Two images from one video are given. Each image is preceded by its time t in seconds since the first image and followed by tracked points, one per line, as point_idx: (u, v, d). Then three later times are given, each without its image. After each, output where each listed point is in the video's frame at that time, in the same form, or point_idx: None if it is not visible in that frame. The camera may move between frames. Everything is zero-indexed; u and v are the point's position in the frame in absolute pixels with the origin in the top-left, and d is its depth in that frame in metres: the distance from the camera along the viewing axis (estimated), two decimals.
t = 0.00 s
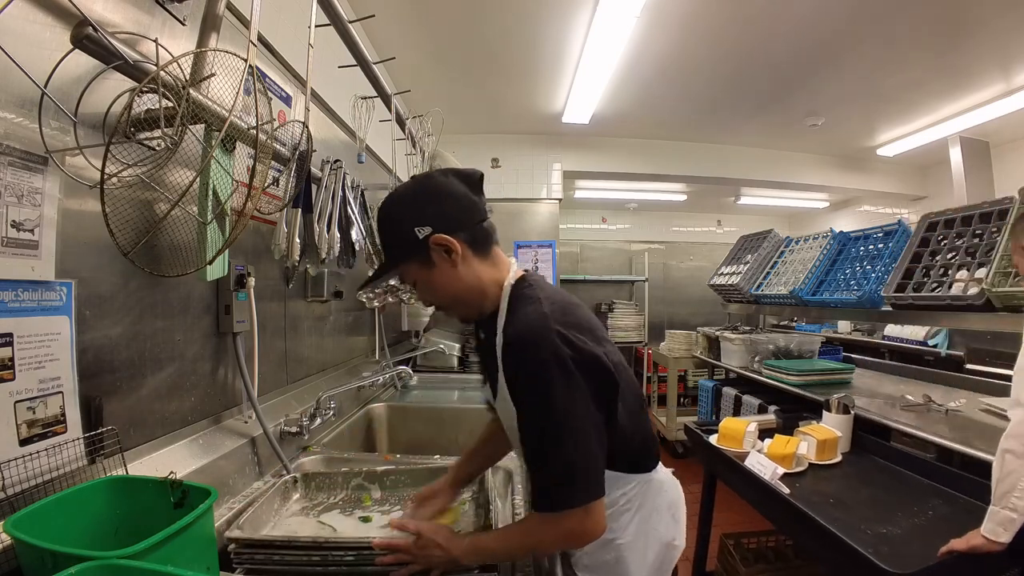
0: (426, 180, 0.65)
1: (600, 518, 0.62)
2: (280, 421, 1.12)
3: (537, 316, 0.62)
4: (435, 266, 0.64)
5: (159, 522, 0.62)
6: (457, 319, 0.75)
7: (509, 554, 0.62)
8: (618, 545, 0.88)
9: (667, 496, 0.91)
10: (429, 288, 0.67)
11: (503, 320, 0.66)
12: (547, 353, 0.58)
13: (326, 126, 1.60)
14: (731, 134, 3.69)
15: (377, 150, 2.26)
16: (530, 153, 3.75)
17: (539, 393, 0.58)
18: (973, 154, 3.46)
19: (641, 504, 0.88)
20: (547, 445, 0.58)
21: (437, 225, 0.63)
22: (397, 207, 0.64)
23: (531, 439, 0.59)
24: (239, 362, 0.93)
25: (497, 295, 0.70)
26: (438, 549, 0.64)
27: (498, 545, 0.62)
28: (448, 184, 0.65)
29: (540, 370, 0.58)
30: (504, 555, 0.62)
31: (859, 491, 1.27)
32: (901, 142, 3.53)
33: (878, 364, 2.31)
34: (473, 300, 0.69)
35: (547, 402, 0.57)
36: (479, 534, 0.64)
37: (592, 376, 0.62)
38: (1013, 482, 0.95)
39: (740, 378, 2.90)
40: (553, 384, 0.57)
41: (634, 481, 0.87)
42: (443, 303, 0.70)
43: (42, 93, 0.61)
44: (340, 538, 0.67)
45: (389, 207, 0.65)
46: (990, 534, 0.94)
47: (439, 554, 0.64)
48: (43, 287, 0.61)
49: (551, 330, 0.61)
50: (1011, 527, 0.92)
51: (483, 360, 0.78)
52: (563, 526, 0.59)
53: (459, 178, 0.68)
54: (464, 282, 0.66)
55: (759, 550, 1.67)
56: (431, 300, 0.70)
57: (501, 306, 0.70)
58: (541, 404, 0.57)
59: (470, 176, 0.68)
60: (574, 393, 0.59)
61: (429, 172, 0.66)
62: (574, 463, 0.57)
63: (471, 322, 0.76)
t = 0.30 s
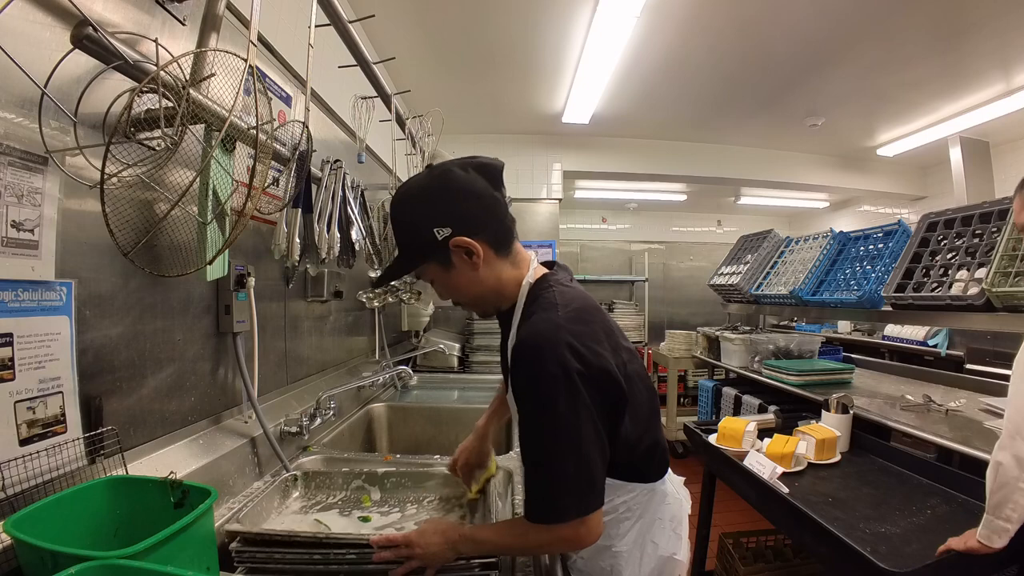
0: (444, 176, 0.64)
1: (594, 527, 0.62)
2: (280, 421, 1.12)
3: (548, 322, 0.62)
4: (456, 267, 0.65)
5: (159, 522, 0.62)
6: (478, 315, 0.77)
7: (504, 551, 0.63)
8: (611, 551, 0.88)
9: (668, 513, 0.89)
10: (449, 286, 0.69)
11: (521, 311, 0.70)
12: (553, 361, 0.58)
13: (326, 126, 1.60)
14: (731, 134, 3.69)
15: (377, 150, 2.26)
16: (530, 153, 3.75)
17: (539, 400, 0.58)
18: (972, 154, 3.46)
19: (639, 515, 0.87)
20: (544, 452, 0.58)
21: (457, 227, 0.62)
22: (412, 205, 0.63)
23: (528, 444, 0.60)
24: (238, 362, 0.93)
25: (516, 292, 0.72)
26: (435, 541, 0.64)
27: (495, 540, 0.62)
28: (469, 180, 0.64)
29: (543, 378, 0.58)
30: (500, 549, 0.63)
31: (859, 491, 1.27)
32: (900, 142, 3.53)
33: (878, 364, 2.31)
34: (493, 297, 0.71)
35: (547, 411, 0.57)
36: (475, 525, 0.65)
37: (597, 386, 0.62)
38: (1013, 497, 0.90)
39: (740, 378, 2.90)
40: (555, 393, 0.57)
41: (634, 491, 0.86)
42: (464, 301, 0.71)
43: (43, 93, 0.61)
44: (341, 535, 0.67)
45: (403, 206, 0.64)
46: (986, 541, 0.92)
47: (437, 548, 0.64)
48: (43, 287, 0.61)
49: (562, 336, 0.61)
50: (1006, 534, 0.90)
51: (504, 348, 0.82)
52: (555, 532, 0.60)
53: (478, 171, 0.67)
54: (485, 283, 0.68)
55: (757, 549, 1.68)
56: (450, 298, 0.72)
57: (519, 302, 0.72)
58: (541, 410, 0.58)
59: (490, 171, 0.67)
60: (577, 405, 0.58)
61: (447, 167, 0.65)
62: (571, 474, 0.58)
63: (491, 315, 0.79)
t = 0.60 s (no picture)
0: (451, 184, 0.63)
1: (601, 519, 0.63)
2: (280, 421, 1.12)
3: (554, 323, 0.62)
4: (446, 279, 0.64)
5: (159, 522, 0.62)
6: (448, 320, 0.76)
7: (507, 547, 0.63)
8: (627, 542, 0.86)
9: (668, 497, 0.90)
10: (434, 293, 0.68)
11: (510, 327, 0.67)
12: (568, 361, 0.58)
13: (326, 126, 1.60)
14: (730, 135, 3.70)
15: (377, 150, 2.26)
16: (530, 153, 3.75)
17: (555, 399, 0.57)
18: (972, 154, 3.46)
19: (646, 501, 0.87)
20: (561, 451, 0.58)
21: (453, 237, 0.62)
22: (415, 211, 0.62)
23: (542, 440, 0.60)
24: (239, 362, 0.93)
25: (501, 305, 0.72)
26: (435, 539, 0.65)
27: (497, 536, 0.63)
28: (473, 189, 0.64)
29: (558, 378, 0.58)
30: (501, 545, 0.63)
31: (859, 491, 1.27)
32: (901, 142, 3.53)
33: (878, 364, 2.31)
34: (476, 309, 0.71)
35: (566, 409, 0.57)
36: (476, 522, 0.65)
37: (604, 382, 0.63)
38: (995, 524, 0.87)
39: (740, 378, 2.90)
40: (572, 392, 0.57)
41: (640, 478, 0.86)
42: (445, 309, 0.70)
43: (43, 93, 0.61)
44: (341, 534, 0.67)
45: (406, 209, 0.63)
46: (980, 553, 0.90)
47: (437, 545, 0.64)
48: (43, 287, 0.61)
49: (570, 336, 0.61)
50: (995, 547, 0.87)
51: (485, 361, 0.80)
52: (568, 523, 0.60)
53: (482, 184, 0.66)
54: (472, 296, 0.67)
55: (757, 549, 1.68)
56: (432, 304, 0.71)
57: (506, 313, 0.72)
58: (557, 408, 0.57)
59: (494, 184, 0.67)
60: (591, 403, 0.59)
61: (454, 176, 0.64)
62: (589, 469, 0.58)
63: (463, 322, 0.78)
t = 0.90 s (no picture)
0: (430, 186, 0.63)
1: (601, 516, 0.63)
2: (280, 421, 1.12)
3: (537, 329, 0.62)
4: (422, 282, 0.65)
5: (160, 522, 0.62)
6: (428, 325, 0.76)
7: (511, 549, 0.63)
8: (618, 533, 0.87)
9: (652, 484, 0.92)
10: (410, 296, 0.68)
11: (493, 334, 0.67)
12: (552, 365, 0.58)
13: (326, 126, 1.60)
14: (731, 135, 3.70)
15: (377, 150, 2.26)
16: (530, 153, 3.75)
17: (542, 405, 0.57)
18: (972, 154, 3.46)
19: (632, 491, 0.88)
20: (551, 456, 0.58)
21: (430, 241, 0.62)
22: (395, 213, 0.62)
23: (530, 446, 0.60)
24: (239, 361, 0.93)
25: (480, 310, 0.72)
26: (434, 539, 0.64)
27: (498, 537, 0.63)
28: (454, 196, 0.64)
29: (544, 384, 0.58)
30: (502, 546, 0.64)
31: (859, 491, 1.27)
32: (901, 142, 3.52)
33: (878, 364, 2.31)
34: (454, 313, 0.71)
35: (555, 414, 0.57)
36: (477, 523, 0.65)
37: (591, 384, 0.63)
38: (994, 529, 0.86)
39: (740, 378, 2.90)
40: (557, 396, 0.57)
41: (621, 471, 0.87)
42: (422, 312, 0.70)
43: (43, 93, 0.61)
44: (340, 534, 0.67)
45: (384, 211, 0.63)
46: (982, 553, 0.89)
47: (436, 546, 0.64)
48: (43, 286, 0.61)
49: (553, 341, 0.61)
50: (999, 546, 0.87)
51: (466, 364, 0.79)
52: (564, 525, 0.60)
53: (462, 186, 0.67)
54: (448, 301, 0.68)
55: (758, 550, 1.67)
56: (408, 307, 0.71)
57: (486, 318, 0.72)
58: (544, 414, 0.57)
59: (474, 188, 0.67)
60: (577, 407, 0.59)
61: (432, 177, 0.64)
62: (580, 473, 0.58)
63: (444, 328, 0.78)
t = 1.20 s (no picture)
0: (431, 184, 0.64)
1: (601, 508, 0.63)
2: (280, 421, 1.12)
3: (536, 322, 0.63)
4: (417, 274, 0.64)
5: (159, 523, 0.62)
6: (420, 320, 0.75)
7: (510, 546, 0.63)
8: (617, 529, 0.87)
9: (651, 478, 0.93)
10: (404, 289, 0.67)
11: (487, 329, 0.66)
12: (553, 359, 0.59)
13: (326, 126, 1.60)
14: (731, 135, 3.70)
15: (377, 150, 2.26)
16: (530, 153, 3.75)
17: (539, 398, 0.58)
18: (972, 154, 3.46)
19: (631, 486, 0.89)
20: (550, 448, 0.58)
21: (428, 233, 0.62)
22: (394, 206, 0.62)
23: (532, 439, 0.60)
24: (238, 361, 0.93)
25: (473, 309, 0.71)
26: (433, 540, 0.64)
27: (498, 532, 0.63)
28: (452, 190, 0.65)
29: (544, 374, 0.58)
30: (503, 543, 0.63)
31: (861, 493, 1.27)
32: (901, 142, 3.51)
33: (878, 364, 2.31)
34: (446, 309, 0.70)
35: (554, 408, 0.57)
36: (477, 522, 0.65)
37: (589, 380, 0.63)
38: None
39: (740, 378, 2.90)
40: (557, 390, 0.58)
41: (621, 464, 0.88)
42: (413, 305, 0.70)
43: (43, 93, 0.61)
44: (340, 535, 0.67)
45: (383, 204, 0.63)
46: (1004, 564, 0.83)
47: (435, 547, 0.64)
48: (43, 287, 0.61)
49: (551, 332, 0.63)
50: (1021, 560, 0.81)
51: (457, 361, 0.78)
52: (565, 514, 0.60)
53: (461, 186, 0.67)
54: (442, 294, 0.67)
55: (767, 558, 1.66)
56: (402, 299, 0.70)
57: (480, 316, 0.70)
58: (541, 407, 0.58)
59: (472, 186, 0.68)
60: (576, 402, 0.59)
61: (433, 176, 0.65)
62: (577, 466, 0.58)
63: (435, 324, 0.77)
